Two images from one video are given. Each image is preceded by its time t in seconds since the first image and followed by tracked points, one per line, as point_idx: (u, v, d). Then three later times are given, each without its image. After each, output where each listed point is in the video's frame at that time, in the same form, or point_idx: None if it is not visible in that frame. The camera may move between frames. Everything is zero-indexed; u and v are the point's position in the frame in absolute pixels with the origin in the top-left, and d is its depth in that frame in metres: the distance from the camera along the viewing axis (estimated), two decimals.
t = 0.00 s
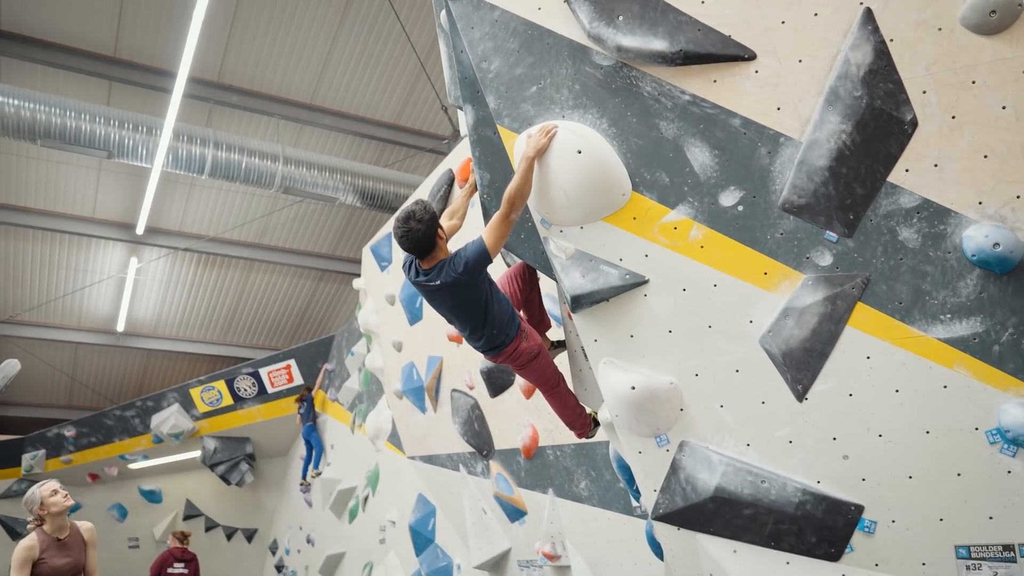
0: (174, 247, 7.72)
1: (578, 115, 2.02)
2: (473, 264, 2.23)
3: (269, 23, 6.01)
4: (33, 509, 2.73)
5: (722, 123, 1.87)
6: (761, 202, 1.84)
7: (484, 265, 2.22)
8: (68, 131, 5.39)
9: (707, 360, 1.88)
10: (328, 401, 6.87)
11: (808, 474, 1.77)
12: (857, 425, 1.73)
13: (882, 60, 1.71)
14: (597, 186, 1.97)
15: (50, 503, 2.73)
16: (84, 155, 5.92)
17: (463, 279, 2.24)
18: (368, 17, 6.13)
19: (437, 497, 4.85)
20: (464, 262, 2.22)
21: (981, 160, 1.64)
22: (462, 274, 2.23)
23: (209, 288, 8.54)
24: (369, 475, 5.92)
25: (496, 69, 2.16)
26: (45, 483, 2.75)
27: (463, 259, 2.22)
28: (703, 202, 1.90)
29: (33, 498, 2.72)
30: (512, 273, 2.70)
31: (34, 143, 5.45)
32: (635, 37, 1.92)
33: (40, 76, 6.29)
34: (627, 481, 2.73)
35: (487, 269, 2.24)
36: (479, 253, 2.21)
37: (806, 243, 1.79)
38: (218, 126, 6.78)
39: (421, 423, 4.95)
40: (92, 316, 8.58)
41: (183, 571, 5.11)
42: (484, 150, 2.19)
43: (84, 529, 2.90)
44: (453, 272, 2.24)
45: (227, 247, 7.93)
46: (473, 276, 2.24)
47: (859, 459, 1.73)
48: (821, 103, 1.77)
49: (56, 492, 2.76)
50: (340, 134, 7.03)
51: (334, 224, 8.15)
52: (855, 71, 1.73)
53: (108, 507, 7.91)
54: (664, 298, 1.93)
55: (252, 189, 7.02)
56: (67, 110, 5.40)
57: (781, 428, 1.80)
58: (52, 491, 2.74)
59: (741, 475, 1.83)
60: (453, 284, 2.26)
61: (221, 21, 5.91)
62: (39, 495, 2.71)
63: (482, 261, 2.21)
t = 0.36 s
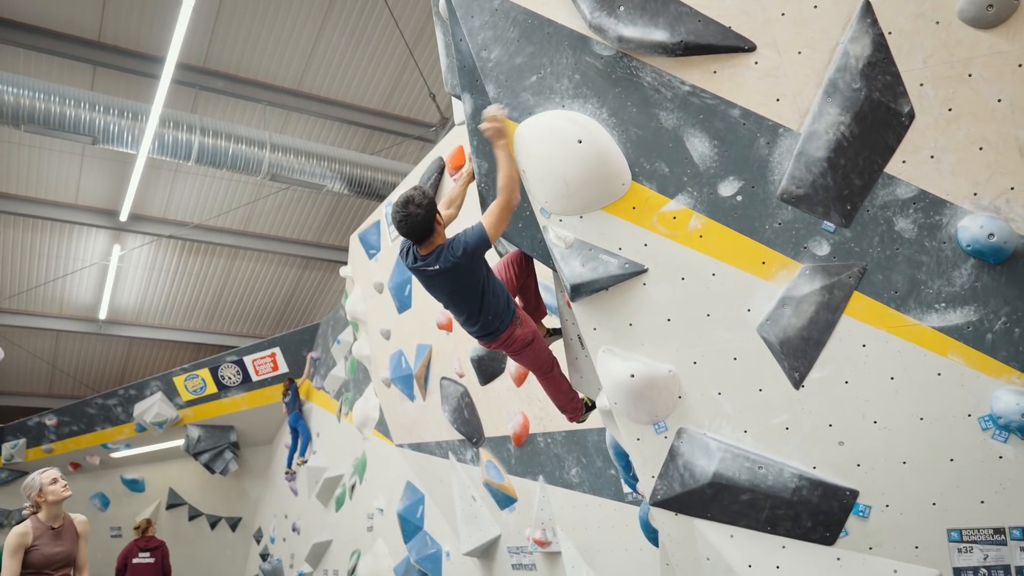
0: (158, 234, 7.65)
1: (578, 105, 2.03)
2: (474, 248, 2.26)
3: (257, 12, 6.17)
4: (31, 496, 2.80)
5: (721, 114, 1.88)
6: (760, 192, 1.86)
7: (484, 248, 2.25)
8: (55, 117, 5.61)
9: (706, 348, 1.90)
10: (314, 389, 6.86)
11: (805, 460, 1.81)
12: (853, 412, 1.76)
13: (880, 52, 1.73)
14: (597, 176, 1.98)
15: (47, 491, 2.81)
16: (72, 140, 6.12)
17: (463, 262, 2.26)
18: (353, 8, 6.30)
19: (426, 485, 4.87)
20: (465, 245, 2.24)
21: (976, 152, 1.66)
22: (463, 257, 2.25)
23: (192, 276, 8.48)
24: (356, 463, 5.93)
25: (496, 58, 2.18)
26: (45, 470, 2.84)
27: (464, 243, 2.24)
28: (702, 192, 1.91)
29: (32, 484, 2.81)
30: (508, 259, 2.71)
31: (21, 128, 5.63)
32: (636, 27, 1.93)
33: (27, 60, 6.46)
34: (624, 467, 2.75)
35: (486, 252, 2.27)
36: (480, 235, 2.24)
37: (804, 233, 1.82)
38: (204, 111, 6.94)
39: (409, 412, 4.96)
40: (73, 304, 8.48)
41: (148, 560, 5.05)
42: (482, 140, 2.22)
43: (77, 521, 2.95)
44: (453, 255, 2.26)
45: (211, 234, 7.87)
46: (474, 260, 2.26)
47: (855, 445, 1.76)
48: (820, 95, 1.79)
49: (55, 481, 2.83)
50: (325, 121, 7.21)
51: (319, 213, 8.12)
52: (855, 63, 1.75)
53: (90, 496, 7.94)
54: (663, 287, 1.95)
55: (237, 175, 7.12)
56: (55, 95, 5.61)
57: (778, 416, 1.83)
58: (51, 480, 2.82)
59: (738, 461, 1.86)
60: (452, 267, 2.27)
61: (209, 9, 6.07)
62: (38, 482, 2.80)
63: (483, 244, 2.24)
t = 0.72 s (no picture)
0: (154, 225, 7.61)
1: (586, 95, 2.04)
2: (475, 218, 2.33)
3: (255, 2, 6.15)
4: (36, 484, 2.81)
5: (730, 105, 1.89)
6: (768, 182, 1.86)
7: (485, 216, 2.33)
8: (51, 106, 5.58)
9: (713, 339, 1.91)
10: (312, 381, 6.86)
11: (811, 450, 1.82)
12: (860, 402, 1.77)
13: (890, 44, 1.74)
14: (606, 166, 1.99)
15: (53, 481, 2.81)
16: (66, 130, 6.08)
17: (468, 232, 2.31)
18: None
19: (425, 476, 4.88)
20: (466, 216, 2.32)
21: (984, 144, 1.67)
22: (466, 228, 2.31)
23: (188, 267, 8.45)
24: (354, 454, 5.93)
25: (504, 49, 2.19)
26: (52, 459, 2.85)
27: (466, 212, 2.32)
28: (710, 183, 1.92)
29: (38, 472, 2.81)
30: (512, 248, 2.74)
31: (16, 118, 5.61)
32: (646, 18, 1.93)
33: (22, 48, 6.41)
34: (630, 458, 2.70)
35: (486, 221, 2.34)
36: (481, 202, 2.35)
37: (812, 224, 1.82)
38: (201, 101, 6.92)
39: (409, 403, 4.96)
40: (68, 295, 8.44)
41: (127, 552, 5.06)
42: (489, 129, 2.27)
43: (79, 513, 2.94)
44: (455, 228, 2.31)
45: (207, 225, 7.85)
46: (477, 230, 2.32)
47: (861, 435, 1.77)
48: (829, 86, 1.79)
49: (62, 471, 2.84)
50: (323, 112, 7.20)
51: (316, 204, 8.10)
52: (864, 55, 1.75)
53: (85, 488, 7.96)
54: (671, 278, 1.95)
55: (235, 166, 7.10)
56: (50, 85, 5.58)
57: (785, 406, 1.84)
58: (57, 470, 2.82)
59: (746, 451, 1.87)
60: (456, 240, 2.32)
61: None
62: (45, 471, 2.80)
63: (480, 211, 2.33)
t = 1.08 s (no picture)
0: (159, 218, 7.60)
1: (603, 86, 2.03)
2: (476, 205, 2.34)
3: None
4: (43, 474, 2.80)
5: (749, 96, 1.87)
6: (787, 175, 1.85)
7: (483, 206, 2.33)
8: (56, 97, 5.56)
9: (730, 332, 1.90)
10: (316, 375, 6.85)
11: (829, 445, 1.80)
12: (878, 396, 1.76)
13: (913, 35, 1.72)
14: (623, 157, 1.97)
15: (60, 471, 2.81)
16: (71, 121, 6.07)
17: (468, 221, 2.31)
18: None
19: (430, 471, 4.87)
20: (464, 204, 2.33)
21: (1008, 136, 1.65)
22: (467, 215, 2.32)
23: (192, 260, 8.44)
24: (358, 449, 5.92)
25: (519, 38, 2.18)
26: (61, 450, 2.85)
27: (464, 201, 2.33)
28: (729, 175, 1.90)
29: (46, 462, 2.81)
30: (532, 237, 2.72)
31: (21, 108, 5.60)
32: (665, 7, 1.91)
33: (26, 38, 6.38)
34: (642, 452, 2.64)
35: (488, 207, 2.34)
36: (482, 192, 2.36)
37: (831, 217, 1.81)
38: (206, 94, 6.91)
39: (414, 397, 4.95)
40: (71, 287, 8.44)
41: (127, 546, 5.05)
42: (503, 119, 2.26)
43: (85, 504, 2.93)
44: (456, 217, 2.33)
45: (211, 218, 7.85)
46: (479, 216, 2.31)
47: (880, 430, 1.75)
48: (851, 78, 1.77)
49: (70, 462, 2.83)
50: (329, 105, 7.19)
51: (321, 198, 8.09)
52: (887, 46, 1.73)
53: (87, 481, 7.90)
54: (687, 270, 1.94)
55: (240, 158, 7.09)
56: (56, 76, 5.57)
57: (803, 400, 1.83)
58: (65, 461, 2.81)
59: (763, 445, 1.85)
60: (459, 227, 2.34)
61: None
62: (54, 461, 2.80)
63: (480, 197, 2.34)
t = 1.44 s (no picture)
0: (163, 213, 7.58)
1: (622, 80, 2.01)
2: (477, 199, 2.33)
3: None
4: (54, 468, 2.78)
5: (771, 91, 1.85)
6: (809, 171, 1.82)
7: (484, 200, 2.32)
8: (62, 89, 5.55)
9: (750, 330, 1.87)
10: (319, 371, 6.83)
11: (850, 445, 1.77)
12: (900, 396, 1.73)
13: (939, 30, 1.69)
14: (642, 152, 1.95)
15: (71, 466, 2.79)
16: (77, 114, 6.06)
17: (474, 214, 2.32)
18: None
19: (435, 468, 4.85)
20: (465, 197, 2.34)
21: None
22: (469, 208, 2.32)
23: (196, 255, 8.42)
24: (362, 446, 5.90)
25: (537, 31, 2.16)
26: (71, 445, 2.83)
27: (464, 195, 2.34)
28: (749, 170, 1.88)
29: (57, 456, 2.79)
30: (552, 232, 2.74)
31: (26, 101, 5.59)
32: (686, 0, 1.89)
33: (33, 31, 6.37)
34: (658, 450, 2.58)
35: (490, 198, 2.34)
36: (481, 186, 2.35)
37: (854, 214, 1.78)
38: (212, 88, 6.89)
39: (420, 395, 4.93)
40: (74, 282, 8.42)
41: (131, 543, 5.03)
42: (519, 113, 2.23)
43: (92, 500, 2.91)
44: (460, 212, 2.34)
45: (216, 214, 7.82)
46: (482, 208, 2.32)
47: (901, 431, 1.73)
48: (875, 73, 1.75)
49: (81, 458, 2.82)
50: (335, 100, 7.18)
51: (326, 194, 8.07)
52: (912, 40, 1.71)
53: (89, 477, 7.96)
54: (707, 267, 1.91)
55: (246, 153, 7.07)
56: (62, 68, 5.56)
57: (823, 400, 1.80)
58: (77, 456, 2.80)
59: (782, 445, 1.83)
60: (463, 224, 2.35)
61: None
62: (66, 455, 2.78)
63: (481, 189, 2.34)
